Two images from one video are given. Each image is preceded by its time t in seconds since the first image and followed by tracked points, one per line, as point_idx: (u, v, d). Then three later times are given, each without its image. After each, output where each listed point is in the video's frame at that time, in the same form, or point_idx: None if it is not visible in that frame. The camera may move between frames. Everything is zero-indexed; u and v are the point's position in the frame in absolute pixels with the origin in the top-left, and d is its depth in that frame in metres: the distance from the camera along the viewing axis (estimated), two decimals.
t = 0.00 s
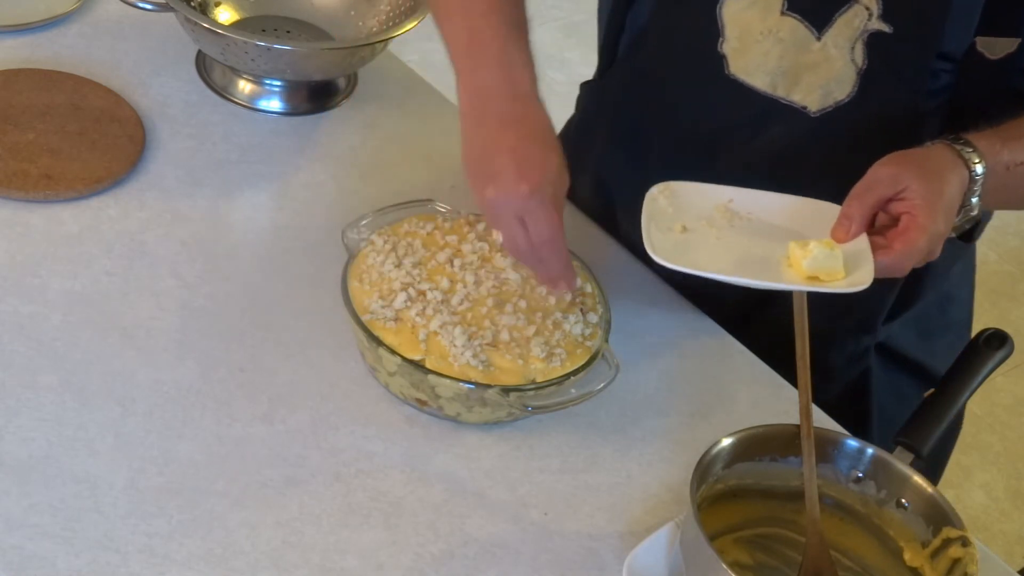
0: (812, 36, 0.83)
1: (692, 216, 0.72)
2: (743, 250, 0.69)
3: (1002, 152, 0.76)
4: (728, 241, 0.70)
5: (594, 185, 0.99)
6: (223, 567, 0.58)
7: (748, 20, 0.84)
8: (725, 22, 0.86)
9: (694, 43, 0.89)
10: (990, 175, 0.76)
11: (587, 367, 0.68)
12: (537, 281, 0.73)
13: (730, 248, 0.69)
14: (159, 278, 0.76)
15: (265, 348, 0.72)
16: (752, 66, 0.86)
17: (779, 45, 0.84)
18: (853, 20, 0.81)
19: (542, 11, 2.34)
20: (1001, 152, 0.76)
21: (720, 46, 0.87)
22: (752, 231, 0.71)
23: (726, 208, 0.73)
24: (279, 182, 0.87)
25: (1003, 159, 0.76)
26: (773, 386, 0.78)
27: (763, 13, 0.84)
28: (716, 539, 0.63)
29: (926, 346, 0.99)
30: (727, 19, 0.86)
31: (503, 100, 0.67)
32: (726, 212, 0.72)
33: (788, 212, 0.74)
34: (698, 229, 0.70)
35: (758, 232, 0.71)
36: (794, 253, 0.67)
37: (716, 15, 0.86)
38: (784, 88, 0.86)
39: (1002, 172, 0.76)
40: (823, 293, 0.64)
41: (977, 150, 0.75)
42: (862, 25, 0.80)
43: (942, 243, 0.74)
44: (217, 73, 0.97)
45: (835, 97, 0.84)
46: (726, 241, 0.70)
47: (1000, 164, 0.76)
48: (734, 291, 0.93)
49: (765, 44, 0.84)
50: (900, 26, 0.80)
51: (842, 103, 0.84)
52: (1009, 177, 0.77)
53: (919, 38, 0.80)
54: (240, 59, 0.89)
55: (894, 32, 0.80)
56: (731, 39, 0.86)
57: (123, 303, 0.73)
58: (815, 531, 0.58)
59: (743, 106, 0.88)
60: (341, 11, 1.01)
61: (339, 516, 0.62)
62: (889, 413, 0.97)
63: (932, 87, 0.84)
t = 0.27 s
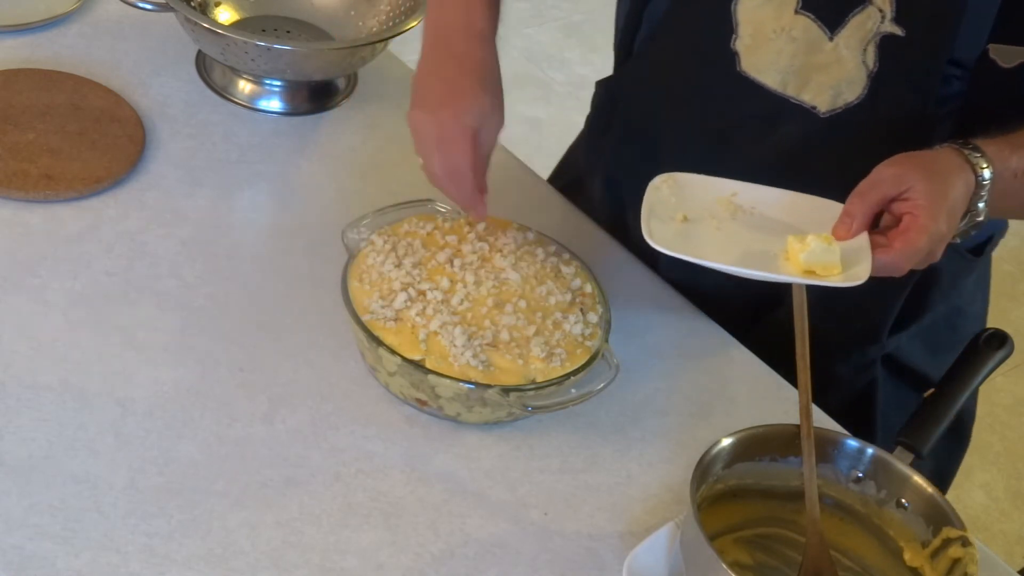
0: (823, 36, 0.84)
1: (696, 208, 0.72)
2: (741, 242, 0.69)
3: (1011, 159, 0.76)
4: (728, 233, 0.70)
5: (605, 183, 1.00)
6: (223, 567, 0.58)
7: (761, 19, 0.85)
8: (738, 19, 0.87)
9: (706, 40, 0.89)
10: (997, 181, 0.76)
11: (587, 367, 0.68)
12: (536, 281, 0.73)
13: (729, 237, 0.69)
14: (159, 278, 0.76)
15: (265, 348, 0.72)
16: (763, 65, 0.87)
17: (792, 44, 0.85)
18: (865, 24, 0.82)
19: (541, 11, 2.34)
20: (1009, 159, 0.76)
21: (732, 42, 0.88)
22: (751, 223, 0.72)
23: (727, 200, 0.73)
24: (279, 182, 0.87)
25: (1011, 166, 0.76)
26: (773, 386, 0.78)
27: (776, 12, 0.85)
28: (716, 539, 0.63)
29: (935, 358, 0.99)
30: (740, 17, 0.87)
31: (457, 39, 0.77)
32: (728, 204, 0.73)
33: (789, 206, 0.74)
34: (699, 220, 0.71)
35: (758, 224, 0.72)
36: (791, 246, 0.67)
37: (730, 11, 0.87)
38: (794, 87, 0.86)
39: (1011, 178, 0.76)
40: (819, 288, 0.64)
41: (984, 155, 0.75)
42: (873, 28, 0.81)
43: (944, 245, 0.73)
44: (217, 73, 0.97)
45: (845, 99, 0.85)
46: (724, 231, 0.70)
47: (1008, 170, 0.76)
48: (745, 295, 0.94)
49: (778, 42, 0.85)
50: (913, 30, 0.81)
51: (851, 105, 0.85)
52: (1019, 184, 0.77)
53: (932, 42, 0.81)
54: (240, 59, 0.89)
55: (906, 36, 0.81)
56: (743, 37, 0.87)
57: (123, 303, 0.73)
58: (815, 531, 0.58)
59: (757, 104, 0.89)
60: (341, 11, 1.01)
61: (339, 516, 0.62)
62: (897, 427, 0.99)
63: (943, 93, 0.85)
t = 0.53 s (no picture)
0: (826, 35, 0.83)
1: (689, 207, 0.72)
2: (728, 239, 0.69)
3: (1008, 163, 0.76)
4: (716, 230, 0.70)
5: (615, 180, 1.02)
6: (223, 567, 0.58)
7: (763, 17, 0.85)
8: (743, 17, 0.86)
9: (710, 38, 0.89)
10: (992, 186, 0.75)
11: (587, 367, 0.68)
12: (536, 281, 0.73)
13: (721, 236, 0.70)
14: (159, 278, 0.76)
15: (265, 348, 0.72)
16: (764, 63, 0.87)
17: (794, 42, 0.85)
18: (868, 23, 0.81)
19: (541, 11, 2.34)
20: (1005, 162, 0.76)
21: (737, 40, 0.88)
22: (740, 221, 0.72)
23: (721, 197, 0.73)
24: (279, 182, 0.87)
25: (1008, 170, 0.75)
26: (773, 386, 0.78)
27: (778, 11, 0.84)
28: (717, 539, 0.63)
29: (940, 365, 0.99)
30: (745, 15, 0.86)
31: (476, 31, 0.82)
32: (721, 201, 0.73)
33: (782, 205, 0.74)
34: (688, 216, 0.71)
35: (748, 223, 0.72)
36: (775, 243, 0.67)
37: (735, 10, 0.87)
38: (796, 86, 0.86)
39: (1006, 183, 0.76)
40: (802, 287, 0.64)
41: (979, 158, 0.75)
42: (875, 28, 0.81)
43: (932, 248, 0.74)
44: (217, 73, 0.97)
45: (846, 99, 0.85)
46: (712, 229, 0.70)
47: (1004, 174, 0.75)
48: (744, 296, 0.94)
49: (780, 41, 0.85)
50: (915, 32, 0.80)
51: (852, 105, 0.85)
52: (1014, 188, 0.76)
53: (933, 43, 0.81)
54: (240, 59, 0.89)
55: (908, 37, 0.81)
56: (748, 35, 0.87)
57: (123, 303, 0.73)
58: (815, 531, 0.58)
59: (759, 104, 0.89)
60: (341, 11, 1.01)
61: (339, 516, 0.62)
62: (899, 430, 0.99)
63: (943, 95, 0.85)
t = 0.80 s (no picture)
0: (829, 33, 0.84)
1: (690, 204, 0.72)
2: (728, 236, 0.69)
3: (1010, 161, 0.76)
4: (715, 227, 0.70)
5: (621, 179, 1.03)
6: (223, 567, 0.58)
7: (767, 15, 0.86)
8: (746, 14, 0.87)
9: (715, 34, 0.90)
10: (995, 183, 0.75)
11: (587, 367, 0.68)
12: (536, 281, 0.73)
13: (720, 233, 0.70)
14: (159, 278, 0.76)
15: (265, 348, 0.72)
16: (769, 61, 0.87)
17: (796, 40, 0.85)
18: (871, 21, 0.81)
19: (541, 11, 2.34)
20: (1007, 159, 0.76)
21: (740, 37, 0.88)
22: (739, 218, 0.72)
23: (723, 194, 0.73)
24: (279, 182, 0.87)
25: (1010, 168, 0.76)
26: (773, 386, 0.78)
27: (783, 9, 0.85)
28: (716, 539, 0.63)
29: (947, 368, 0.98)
30: (748, 12, 0.87)
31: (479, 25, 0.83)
32: (722, 198, 0.73)
33: (783, 202, 0.74)
34: (688, 213, 0.71)
35: (748, 220, 0.72)
36: (775, 240, 0.67)
37: (738, 7, 0.87)
38: (799, 83, 0.86)
39: (1009, 180, 0.76)
40: (801, 284, 0.64)
41: (983, 155, 0.75)
42: (879, 25, 0.81)
43: (932, 246, 0.73)
44: (217, 73, 0.97)
45: (849, 96, 0.85)
46: (711, 225, 0.70)
47: (1006, 173, 0.75)
48: (745, 295, 0.94)
49: (783, 38, 0.85)
50: (917, 29, 0.81)
51: (855, 103, 0.85)
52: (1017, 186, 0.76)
53: (934, 41, 0.81)
54: (240, 59, 0.89)
55: (911, 35, 0.81)
56: (751, 32, 0.87)
57: (123, 303, 0.73)
58: (814, 531, 0.58)
59: (761, 100, 0.89)
60: (341, 11, 1.01)
61: (339, 516, 0.62)
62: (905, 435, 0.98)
63: (947, 93, 0.85)
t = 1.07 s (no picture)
0: (831, 29, 0.84)
1: (691, 208, 0.72)
2: (731, 240, 0.69)
3: (1014, 161, 0.76)
4: (719, 231, 0.70)
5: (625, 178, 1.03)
6: (223, 567, 0.58)
7: (770, 12, 0.86)
8: (749, 12, 0.87)
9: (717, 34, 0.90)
10: (999, 183, 0.75)
11: (587, 367, 0.68)
12: (536, 281, 0.73)
13: (722, 236, 0.70)
14: (159, 278, 0.76)
15: (265, 348, 0.72)
16: (771, 58, 0.87)
17: (799, 37, 0.85)
18: (873, 18, 0.81)
19: (542, 11, 2.34)
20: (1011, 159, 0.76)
21: (743, 36, 0.88)
22: (743, 222, 0.72)
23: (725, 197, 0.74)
24: (279, 182, 0.87)
25: (1014, 168, 0.76)
26: (773, 386, 0.78)
27: (785, 5, 0.85)
28: (716, 539, 0.63)
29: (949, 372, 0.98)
30: (751, 10, 0.87)
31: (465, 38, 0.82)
32: (725, 202, 0.73)
33: (785, 204, 0.74)
34: (691, 217, 0.71)
35: (751, 224, 0.72)
36: (779, 245, 0.67)
37: (741, 7, 0.88)
38: (801, 81, 0.86)
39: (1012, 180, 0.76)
40: (802, 289, 0.64)
41: (986, 156, 0.75)
42: (881, 22, 0.81)
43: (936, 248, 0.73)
44: (217, 73, 0.97)
45: (851, 94, 0.85)
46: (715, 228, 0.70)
47: (1011, 172, 0.75)
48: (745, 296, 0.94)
49: (785, 35, 0.86)
50: (919, 27, 0.80)
51: (857, 101, 0.85)
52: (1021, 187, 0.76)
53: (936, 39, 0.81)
54: (240, 59, 0.89)
55: (913, 32, 0.81)
56: (754, 30, 0.87)
57: (123, 302, 0.73)
58: (815, 531, 0.58)
59: (762, 100, 0.89)
60: (341, 12, 1.01)
61: (339, 516, 0.62)
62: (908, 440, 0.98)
63: (949, 92, 0.85)
